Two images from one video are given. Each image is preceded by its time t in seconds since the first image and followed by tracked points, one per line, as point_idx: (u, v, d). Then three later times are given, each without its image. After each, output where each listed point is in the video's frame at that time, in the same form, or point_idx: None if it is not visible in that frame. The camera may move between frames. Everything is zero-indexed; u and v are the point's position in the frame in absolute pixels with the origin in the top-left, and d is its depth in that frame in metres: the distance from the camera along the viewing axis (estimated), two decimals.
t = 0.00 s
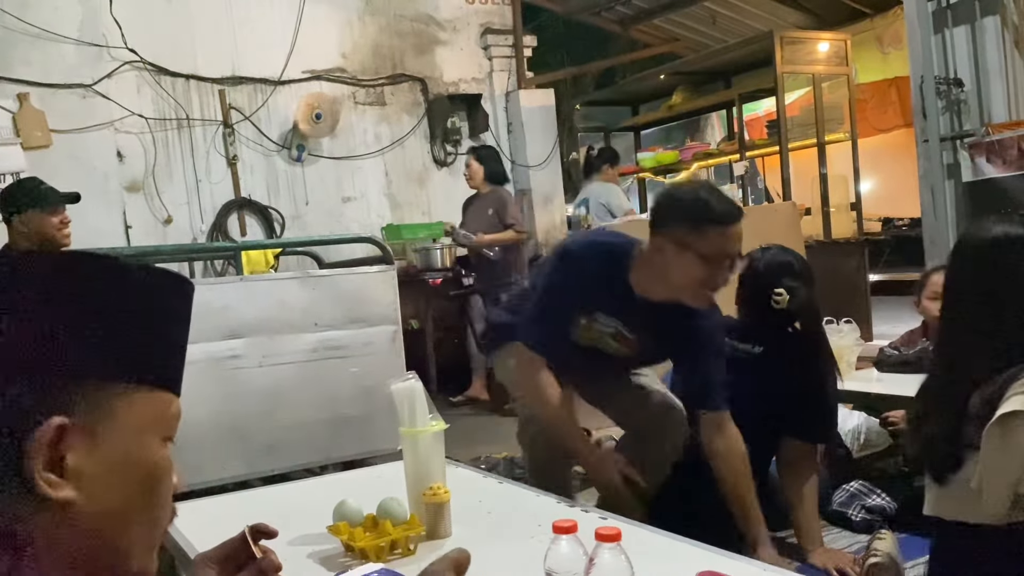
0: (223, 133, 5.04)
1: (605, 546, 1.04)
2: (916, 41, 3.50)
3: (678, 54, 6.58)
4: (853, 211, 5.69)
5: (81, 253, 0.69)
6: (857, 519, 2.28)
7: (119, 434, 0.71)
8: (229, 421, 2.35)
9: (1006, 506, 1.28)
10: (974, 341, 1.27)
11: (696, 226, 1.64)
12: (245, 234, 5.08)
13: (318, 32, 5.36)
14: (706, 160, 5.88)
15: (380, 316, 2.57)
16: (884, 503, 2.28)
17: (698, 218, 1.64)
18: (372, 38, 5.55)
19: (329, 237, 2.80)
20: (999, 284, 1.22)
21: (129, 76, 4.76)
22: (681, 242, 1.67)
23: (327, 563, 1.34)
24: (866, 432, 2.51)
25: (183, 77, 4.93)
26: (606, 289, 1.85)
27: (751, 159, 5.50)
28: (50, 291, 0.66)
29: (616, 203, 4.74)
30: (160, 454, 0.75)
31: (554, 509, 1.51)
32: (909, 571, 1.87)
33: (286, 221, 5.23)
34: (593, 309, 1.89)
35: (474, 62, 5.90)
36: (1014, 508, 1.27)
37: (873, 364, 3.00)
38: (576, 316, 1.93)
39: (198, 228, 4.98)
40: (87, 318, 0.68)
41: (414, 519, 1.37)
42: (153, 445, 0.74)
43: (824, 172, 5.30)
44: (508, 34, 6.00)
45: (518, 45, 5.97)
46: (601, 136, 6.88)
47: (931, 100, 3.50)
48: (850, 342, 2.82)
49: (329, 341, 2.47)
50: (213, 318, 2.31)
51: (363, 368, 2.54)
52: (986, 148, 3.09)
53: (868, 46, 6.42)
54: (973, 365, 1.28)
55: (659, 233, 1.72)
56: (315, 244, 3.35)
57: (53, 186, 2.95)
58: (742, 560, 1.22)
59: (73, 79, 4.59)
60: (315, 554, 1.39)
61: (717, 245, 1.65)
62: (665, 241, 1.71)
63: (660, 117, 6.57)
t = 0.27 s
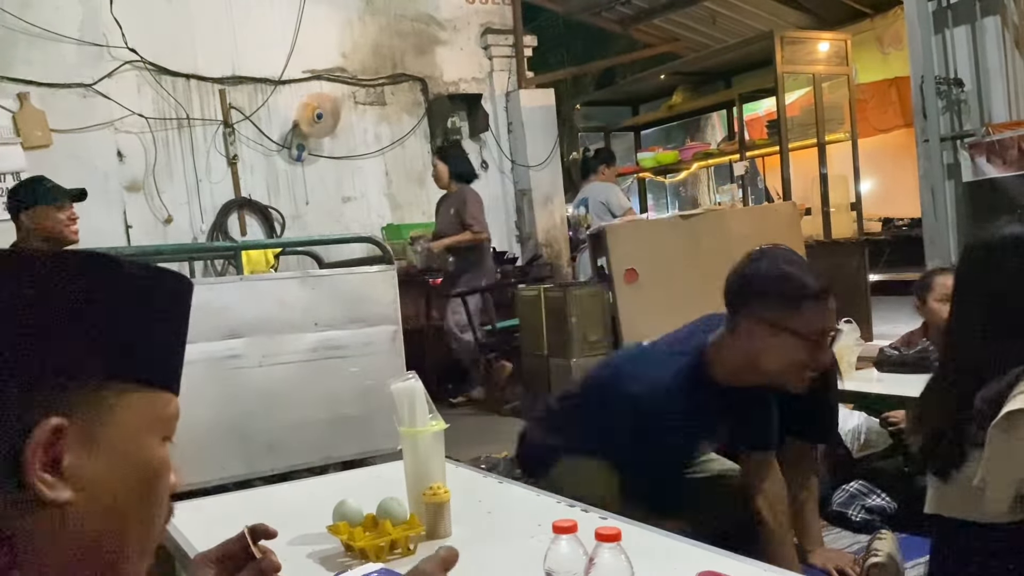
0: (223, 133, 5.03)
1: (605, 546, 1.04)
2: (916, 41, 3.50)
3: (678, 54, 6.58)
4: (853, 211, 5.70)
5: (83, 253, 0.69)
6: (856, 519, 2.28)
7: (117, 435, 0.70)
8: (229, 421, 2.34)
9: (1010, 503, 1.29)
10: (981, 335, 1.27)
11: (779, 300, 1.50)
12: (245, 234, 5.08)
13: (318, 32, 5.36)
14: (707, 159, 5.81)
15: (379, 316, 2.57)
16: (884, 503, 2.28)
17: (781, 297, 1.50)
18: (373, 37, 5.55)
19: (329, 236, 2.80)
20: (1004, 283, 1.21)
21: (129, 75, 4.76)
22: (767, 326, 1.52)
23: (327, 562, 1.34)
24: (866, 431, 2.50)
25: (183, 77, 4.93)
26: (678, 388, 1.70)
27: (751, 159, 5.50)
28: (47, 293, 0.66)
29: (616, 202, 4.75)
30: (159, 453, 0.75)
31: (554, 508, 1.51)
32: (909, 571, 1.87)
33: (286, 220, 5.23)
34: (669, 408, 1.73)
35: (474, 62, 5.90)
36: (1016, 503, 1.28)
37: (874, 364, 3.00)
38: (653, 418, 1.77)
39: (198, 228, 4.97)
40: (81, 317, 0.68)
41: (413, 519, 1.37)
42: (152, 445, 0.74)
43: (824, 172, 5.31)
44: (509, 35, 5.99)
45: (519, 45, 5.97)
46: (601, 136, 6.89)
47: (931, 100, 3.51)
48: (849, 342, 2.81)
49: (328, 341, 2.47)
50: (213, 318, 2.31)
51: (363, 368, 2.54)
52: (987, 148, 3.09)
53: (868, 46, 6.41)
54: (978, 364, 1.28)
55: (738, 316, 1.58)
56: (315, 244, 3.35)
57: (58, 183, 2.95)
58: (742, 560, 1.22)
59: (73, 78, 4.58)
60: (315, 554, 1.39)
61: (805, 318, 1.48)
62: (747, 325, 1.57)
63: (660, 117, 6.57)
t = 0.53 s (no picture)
0: (223, 133, 5.04)
1: (605, 546, 1.04)
2: (916, 42, 3.50)
3: (679, 54, 6.58)
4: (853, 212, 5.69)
5: (86, 253, 0.70)
6: (856, 519, 2.28)
7: (117, 434, 0.71)
8: (230, 421, 2.35)
9: (1019, 505, 1.27)
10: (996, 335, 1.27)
11: (871, 313, 1.30)
12: (245, 234, 5.08)
13: (318, 32, 5.36)
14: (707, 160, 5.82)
15: (380, 316, 2.57)
16: (884, 504, 2.28)
17: (873, 306, 1.31)
18: (373, 38, 5.55)
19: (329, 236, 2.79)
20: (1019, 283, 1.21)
21: (130, 76, 4.77)
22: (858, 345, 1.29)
23: (327, 562, 1.35)
24: (867, 432, 2.48)
25: (183, 77, 4.93)
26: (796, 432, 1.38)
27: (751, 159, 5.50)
28: (47, 293, 0.67)
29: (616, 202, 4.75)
30: (159, 453, 0.75)
31: (554, 508, 1.51)
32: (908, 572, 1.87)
33: (287, 220, 5.23)
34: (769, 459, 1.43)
35: (474, 63, 5.91)
36: None
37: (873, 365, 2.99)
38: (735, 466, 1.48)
39: (199, 228, 4.98)
40: (82, 317, 0.68)
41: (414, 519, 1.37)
42: (152, 445, 0.74)
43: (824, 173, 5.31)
44: (509, 35, 5.99)
45: (519, 46, 5.97)
46: (601, 136, 6.89)
47: (931, 101, 3.50)
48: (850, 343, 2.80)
49: (329, 341, 2.47)
50: (214, 318, 2.31)
51: (363, 368, 2.54)
52: (986, 149, 3.09)
53: (868, 46, 6.40)
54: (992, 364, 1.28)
55: (816, 335, 1.34)
56: (316, 244, 3.35)
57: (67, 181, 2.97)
58: (742, 560, 1.23)
59: (74, 78, 4.59)
60: (316, 553, 1.39)
61: (905, 331, 1.29)
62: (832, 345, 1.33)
63: (660, 117, 6.57)
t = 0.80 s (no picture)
0: (224, 134, 5.04)
1: (605, 546, 1.05)
2: (916, 43, 3.50)
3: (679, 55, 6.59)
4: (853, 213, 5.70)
5: (89, 255, 0.70)
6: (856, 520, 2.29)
7: (120, 434, 0.71)
8: (232, 422, 2.36)
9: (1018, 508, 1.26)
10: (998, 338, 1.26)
11: (910, 297, 1.25)
12: (246, 234, 5.09)
13: (319, 33, 5.36)
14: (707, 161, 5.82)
15: (380, 317, 2.57)
16: (883, 504, 2.28)
17: (909, 292, 1.26)
18: (373, 38, 5.55)
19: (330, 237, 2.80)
20: None
21: (131, 76, 4.78)
22: (901, 331, 1.25)
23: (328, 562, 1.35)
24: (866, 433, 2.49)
25: (184, 78, 4.94)
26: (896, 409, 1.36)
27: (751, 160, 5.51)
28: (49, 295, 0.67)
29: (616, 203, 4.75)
30: (162, 454, 0.75)
31: (554, 509, 1.52)
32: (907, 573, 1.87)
33: (287, 221, 5.24)
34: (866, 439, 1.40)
35: (475, 63, 5.92)
36: None
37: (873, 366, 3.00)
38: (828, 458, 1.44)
39: (199, 229, 4.99)
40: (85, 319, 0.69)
41: (414, 519, 1.37)
42: (155, 445, 0.75)
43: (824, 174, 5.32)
44: (509, 36, 6.00)
45: (519, 47, 5.98)
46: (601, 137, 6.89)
47: (931, 102, 3.51)
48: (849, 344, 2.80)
49: (330, 342, 2.47)
50: (215, 319, 2.32)
51: (363, 369, 2.54)
52: (986, 150, 3.10)
53: (868, 47, 6.40)
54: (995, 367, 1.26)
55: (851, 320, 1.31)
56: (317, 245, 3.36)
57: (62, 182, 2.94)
58: (742, 560, 1.23)
59: (75, 79, 4.59)
60: (316, 553, 1.40)
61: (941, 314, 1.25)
62: (874, 336, 1.28)
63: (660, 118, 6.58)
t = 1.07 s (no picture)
0: (224, 135, 5.05)
1: (605, 546, 1.05)
2: (916, 44, 3.51)
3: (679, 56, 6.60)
4: (853, 214, 5.70)
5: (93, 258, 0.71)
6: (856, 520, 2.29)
7: (123, 435, 0.71)
8: (231, 423, 2.36)
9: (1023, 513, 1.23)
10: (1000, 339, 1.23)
11: (853, 277, 1.39)
12: (245, 235, 5.09)
13: (319, 34, 5.37)
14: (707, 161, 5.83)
15: (381, 318, 2.58)
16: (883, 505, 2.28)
17: (850, 273, 1.40)
18: (373, 38, 5.56)
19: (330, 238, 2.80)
20: None
21: (132, 77, 4.78)
22: (846, 310, 1.39)
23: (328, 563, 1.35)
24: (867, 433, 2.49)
25: (184, 79, 4.94)
26: (884, 395, 1.30)
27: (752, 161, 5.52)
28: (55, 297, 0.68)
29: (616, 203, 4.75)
30: (162, 456, 0.75)
31: (554, 509, 1.52)
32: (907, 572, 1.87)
33: (288, 222, 5.24)
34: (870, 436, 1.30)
35: (475, 64, 5.93)
36: None
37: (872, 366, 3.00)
38: (827, 465, 1.33)
39: (200, 230, 4.99)
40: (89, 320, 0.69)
41: (414, 519, 1.37)
42: (155, 448, 0.75)
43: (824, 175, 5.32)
44: (510, 37, 6.00)
45: (519, 48, 5.99)
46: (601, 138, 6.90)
47: (931, 103, 3.51)
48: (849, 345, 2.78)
49: (330, 343, 2.47)
50: (216, 319, 2.32)
51: (362, 369, 2.54)
52: (986, 151, 3.10)
53: (868, 48, 6.41)
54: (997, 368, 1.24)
55: (801, 305, 1.43)
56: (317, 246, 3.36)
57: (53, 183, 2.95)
58: (742, 561, 1.23)
59: (75, 80, 4.59)
60: (317, 554, 1.40)
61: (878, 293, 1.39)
62: (817, 317, 1.42)
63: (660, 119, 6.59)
